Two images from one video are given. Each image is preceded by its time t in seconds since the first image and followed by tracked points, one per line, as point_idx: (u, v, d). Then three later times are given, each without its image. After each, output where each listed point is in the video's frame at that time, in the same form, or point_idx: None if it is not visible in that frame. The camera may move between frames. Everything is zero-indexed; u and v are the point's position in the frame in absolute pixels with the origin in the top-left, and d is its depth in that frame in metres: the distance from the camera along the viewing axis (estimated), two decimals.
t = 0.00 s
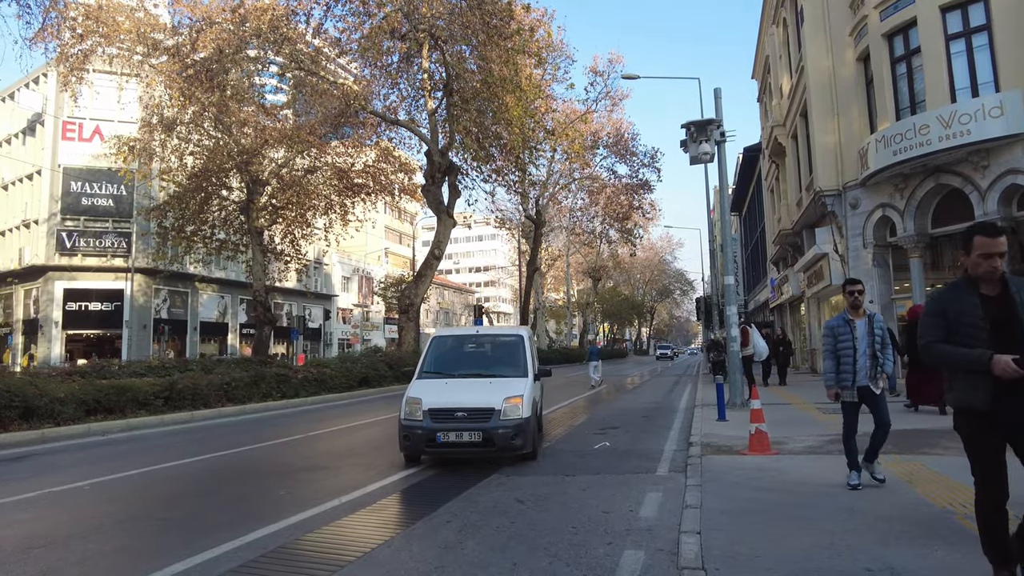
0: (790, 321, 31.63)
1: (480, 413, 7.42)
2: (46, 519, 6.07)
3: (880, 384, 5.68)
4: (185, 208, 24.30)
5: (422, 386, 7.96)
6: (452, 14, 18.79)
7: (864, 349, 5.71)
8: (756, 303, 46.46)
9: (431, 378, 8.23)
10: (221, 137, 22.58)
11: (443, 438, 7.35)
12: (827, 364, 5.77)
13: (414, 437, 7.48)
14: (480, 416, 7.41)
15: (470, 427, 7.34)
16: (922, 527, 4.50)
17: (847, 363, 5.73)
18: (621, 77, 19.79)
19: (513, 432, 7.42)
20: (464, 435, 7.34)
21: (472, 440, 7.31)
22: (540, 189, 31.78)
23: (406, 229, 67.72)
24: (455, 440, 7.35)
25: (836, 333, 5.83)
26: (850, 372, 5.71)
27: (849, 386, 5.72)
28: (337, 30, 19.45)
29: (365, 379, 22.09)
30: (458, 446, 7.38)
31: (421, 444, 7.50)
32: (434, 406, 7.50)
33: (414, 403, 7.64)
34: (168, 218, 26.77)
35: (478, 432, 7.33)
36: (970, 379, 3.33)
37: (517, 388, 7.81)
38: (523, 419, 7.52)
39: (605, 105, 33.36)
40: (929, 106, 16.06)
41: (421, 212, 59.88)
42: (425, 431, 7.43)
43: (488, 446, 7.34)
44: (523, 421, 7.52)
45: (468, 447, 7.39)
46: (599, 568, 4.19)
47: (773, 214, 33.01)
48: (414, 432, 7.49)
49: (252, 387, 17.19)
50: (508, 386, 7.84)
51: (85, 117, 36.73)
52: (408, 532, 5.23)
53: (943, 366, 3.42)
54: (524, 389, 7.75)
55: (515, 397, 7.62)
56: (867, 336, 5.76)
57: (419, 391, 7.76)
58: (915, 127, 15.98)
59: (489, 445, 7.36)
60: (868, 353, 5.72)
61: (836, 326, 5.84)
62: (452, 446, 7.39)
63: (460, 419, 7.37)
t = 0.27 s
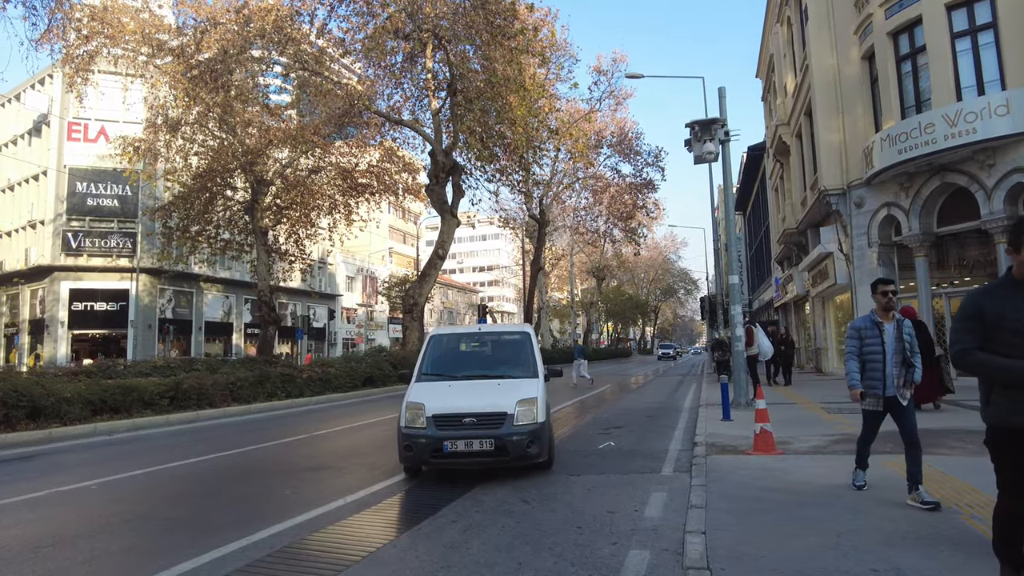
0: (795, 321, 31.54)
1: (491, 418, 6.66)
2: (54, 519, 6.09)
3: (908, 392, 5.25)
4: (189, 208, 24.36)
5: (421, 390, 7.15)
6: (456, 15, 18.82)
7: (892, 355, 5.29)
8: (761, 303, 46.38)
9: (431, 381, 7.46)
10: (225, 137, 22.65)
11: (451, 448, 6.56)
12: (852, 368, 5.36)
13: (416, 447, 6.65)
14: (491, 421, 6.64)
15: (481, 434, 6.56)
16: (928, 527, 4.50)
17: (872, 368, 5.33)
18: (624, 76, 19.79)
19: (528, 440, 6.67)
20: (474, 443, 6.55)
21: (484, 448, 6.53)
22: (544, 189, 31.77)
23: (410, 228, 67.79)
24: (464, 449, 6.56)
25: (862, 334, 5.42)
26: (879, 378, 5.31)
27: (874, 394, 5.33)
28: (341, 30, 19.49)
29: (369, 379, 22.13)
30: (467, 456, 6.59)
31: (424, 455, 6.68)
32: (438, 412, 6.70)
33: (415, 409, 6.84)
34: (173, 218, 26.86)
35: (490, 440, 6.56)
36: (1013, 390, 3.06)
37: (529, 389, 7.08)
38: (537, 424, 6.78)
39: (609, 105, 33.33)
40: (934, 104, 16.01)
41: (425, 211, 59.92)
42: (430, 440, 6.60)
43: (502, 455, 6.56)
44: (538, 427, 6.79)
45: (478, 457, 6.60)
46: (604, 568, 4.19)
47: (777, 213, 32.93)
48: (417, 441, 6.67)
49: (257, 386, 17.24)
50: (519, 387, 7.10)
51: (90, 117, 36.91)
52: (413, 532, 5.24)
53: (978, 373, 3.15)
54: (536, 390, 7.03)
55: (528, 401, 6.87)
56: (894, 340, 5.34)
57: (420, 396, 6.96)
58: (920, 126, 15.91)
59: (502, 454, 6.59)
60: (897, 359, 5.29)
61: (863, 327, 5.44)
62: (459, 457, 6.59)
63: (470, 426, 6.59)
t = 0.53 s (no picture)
0: (801, 320, 31.45)
1: (515, 427, 5.92)
2: (63, 518, 6.13)
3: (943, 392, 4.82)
4: (196, 209, 24.45)
5: (430, 395, 6.38)
6: (461, 15, 18.84)
7: (926, 350, 4.85)
8: (767, 302, 46.25)
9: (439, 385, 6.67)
10: (231, 138, 22.72)
11: (468, 460, 5.81)
12: (879, 365, 4.97)
13: (429, 460, 5.87)
14: (514, 430, 5.90)
15: (503, 445, 5.82)
16: (936, 527, 4.48)
17: (905, 362, 4.86)
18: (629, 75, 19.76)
19: (555, 450, 5.94)
20: (497, 455, 5.81)
21: (507, 461, 5.80)
22: (549, 189, 31.77)
23: (416, 228, 67.91)
24: (484, 462, 5.81)
25: (891, 327, 5.02)
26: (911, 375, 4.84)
27: (906, 391, 4.83)
28: (347, 31, 19.54)
29: (375, 379, 22.18)
30: (489, 469, 5.84)
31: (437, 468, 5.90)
32: (454, 420, 5.94)
33: (427, 416, 6.06)
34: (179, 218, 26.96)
35: (515, 452, 5.83)
36: None
37: (552, 392, 6.34)
38: (564, 433, 6.06)
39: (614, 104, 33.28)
40: (941, 102, 15.92)
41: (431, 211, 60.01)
42: (445, 452, 5.83)
43: (527, 468, 5.84)
44: (566, 436, 6.06)
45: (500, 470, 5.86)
46: (610, 568, 4.19)
47: (783, 212, 32.82)
48: (430, 452, 5.89)
49: (263, 386, 17.30)
50: (540, 390, 6.36)
51: (97, 118, 37.13)
52: (419, 532, 5.25)
53: None
54: (560, 394, 6.30)
55: (553, 406, 6.13)
56: (928, 334, 4.89)
57: (430, 402, 6.19)
58: (927, 124, 15.83)
59: (527, 467, 5.86)
60: (931, 355, 4.85)
61: (892, 319, 5.00)
62: (478, 470, 5.84)
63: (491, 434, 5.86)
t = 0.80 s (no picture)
0: (809, 320, 31.32)
1: (549, 433, 5.43)
2: (76, 516, 6.18)
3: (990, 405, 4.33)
4: (204, 209, 24.58)
5: (450, 398, 5.83)
6: (468, 14, 18.84)
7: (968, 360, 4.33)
8: (775, 302, 46.07)
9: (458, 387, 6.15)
10: (239, 138, 22.80)
11: (500, 471, 5.30)
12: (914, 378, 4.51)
13: (456, 471, 5.33)
14: (548, 437, 5.40)
15: (538, 454, 5.32)
16: (948, 527, 4.45)
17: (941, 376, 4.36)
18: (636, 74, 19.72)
19: (594, 458, 5.47)
20: (532, 464, 5.31)
21: (544, 471, 5.30)
22: (556, 188, 31.74)
23: (423, 228, 68.00)
24: (518, 472, 5.30)
25: (926, 334, 4.48)
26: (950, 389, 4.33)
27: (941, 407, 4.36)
28: (354, 31, 19.57)
29: (383, 378, 22.21)
30: (521, 480, 5.34)
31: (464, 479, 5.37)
32: (483, 427, 5.41)
33: (450, 423, 5.52)
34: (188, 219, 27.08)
35: (551, 461, 5.32)
36: None
37: (583, 395, 5.88)
38: (601, 439, 5.59)
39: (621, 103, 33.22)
40: (952, 100, 15.82)
41: (438, 211, 60.08)
42: (474, 462, 5.30)
43: (565, 478, 5.36)
44: (603, 442, 5.61)
45: (534, 481, 5.36)
46: (619, 567, 4.18)
47: (791, 211, 32.68)
48: (456, 462, 5.36)
49: (272, 386, 17.36)
50: (570, 393, 5.90)
51: (106, 120, 37.40)
52: (428, 531, 5.25)
53: None
54: (592, 398, 5.85)
55: (587, 410, 5.67)
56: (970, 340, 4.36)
57: (452, 407, 5.65)
58: (937, 122, 15.73)
59: (563, 477, 5.39)
60: (975, 366, 4.32)
61: (928, 325, 4.46)
62: (510, 481, 5.33)
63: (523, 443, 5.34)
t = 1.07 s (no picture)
0: (821, 319, 31.11)
1: (593, 439, 5.05)
2: (92, 514, 6.24)
3: None
4: (216, 210, 24.75)
5: (480, 401, 5.44)
6: (478, 15, 18.84)
7: None
8: (786, 302, 45.80)
9: (485, 389, 5.79)
10: (250, 139, 22.92)
11: (542, 481, 4.91)
12: (969, 370, 4.13)
13: (493, 481, 4.93)
14: (593, 443, 5.03)
15: (583, 462, 4.95)
16: (964, 529, 4.42)
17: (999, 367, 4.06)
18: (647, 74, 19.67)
19: (641, 464, 5.13)
20: (577, 473, 4.94)
21: (590, 480, 4.93)
22: (566, 188, 31.70)
23: (432, 229, 68.13)
24: (561, 482, 4.92)
25: (974, 324, 4.19)
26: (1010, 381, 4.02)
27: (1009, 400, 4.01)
28: (364, 32, 19.62)
29: (393, 378, 22.26)
30: (564, 491, 4.97)
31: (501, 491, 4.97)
32: (521, 433, 5.02)
33: (485, 428, 5.12)
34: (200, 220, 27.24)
35: (597, 469, 4.96)
36: None
37: (622, 397, 5.55)
38: (647, 444, 5.24)
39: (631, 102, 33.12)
40: (967, 97, 15.67)
41: (447, 211, 60.17)
42: (514, 472, 4.90)
43: (611, 488, 4.99)
44: (649, 447, 5.27)
45: (579, 492, 5.00)
46: (634, 567, 4.17)
47: (802, 210, 32.46)
48: (493, 472, 4.95)
49: (284, 385, 17.47)
50: (607, 394, 5.57)
51: (120, 122, 37.75)
52: (440, 530, 5.26)
53: None
54: (632, 399, 5.52)
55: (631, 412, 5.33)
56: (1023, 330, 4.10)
57: (485, 410, 5.25)
58: (952, 120, 15.59)
59: (610, 488, 5.03)
60: None
61: (977, 313, 4.18)
62: (552, 492, 4.95)
63: (565, 449, 4.97)
